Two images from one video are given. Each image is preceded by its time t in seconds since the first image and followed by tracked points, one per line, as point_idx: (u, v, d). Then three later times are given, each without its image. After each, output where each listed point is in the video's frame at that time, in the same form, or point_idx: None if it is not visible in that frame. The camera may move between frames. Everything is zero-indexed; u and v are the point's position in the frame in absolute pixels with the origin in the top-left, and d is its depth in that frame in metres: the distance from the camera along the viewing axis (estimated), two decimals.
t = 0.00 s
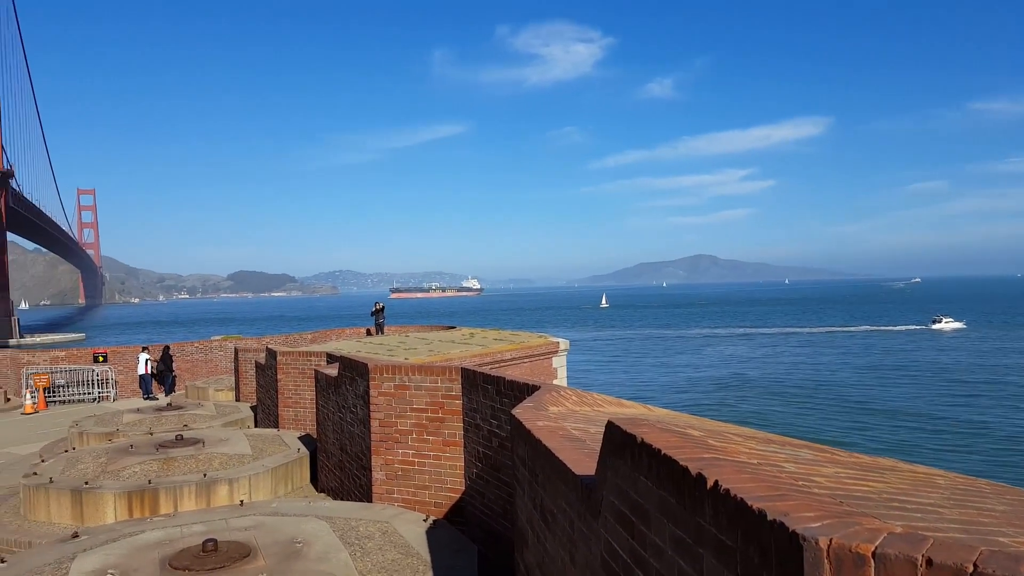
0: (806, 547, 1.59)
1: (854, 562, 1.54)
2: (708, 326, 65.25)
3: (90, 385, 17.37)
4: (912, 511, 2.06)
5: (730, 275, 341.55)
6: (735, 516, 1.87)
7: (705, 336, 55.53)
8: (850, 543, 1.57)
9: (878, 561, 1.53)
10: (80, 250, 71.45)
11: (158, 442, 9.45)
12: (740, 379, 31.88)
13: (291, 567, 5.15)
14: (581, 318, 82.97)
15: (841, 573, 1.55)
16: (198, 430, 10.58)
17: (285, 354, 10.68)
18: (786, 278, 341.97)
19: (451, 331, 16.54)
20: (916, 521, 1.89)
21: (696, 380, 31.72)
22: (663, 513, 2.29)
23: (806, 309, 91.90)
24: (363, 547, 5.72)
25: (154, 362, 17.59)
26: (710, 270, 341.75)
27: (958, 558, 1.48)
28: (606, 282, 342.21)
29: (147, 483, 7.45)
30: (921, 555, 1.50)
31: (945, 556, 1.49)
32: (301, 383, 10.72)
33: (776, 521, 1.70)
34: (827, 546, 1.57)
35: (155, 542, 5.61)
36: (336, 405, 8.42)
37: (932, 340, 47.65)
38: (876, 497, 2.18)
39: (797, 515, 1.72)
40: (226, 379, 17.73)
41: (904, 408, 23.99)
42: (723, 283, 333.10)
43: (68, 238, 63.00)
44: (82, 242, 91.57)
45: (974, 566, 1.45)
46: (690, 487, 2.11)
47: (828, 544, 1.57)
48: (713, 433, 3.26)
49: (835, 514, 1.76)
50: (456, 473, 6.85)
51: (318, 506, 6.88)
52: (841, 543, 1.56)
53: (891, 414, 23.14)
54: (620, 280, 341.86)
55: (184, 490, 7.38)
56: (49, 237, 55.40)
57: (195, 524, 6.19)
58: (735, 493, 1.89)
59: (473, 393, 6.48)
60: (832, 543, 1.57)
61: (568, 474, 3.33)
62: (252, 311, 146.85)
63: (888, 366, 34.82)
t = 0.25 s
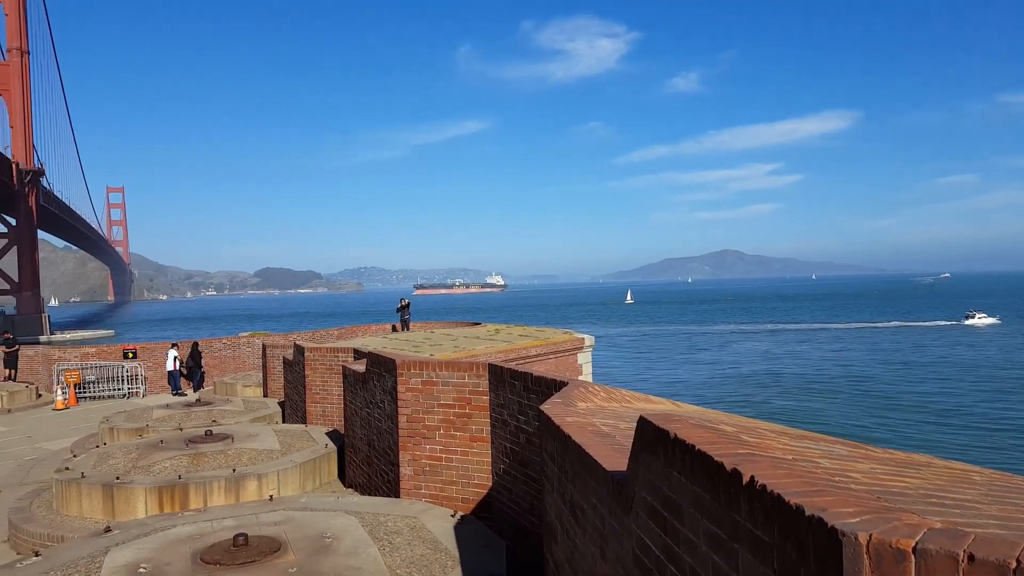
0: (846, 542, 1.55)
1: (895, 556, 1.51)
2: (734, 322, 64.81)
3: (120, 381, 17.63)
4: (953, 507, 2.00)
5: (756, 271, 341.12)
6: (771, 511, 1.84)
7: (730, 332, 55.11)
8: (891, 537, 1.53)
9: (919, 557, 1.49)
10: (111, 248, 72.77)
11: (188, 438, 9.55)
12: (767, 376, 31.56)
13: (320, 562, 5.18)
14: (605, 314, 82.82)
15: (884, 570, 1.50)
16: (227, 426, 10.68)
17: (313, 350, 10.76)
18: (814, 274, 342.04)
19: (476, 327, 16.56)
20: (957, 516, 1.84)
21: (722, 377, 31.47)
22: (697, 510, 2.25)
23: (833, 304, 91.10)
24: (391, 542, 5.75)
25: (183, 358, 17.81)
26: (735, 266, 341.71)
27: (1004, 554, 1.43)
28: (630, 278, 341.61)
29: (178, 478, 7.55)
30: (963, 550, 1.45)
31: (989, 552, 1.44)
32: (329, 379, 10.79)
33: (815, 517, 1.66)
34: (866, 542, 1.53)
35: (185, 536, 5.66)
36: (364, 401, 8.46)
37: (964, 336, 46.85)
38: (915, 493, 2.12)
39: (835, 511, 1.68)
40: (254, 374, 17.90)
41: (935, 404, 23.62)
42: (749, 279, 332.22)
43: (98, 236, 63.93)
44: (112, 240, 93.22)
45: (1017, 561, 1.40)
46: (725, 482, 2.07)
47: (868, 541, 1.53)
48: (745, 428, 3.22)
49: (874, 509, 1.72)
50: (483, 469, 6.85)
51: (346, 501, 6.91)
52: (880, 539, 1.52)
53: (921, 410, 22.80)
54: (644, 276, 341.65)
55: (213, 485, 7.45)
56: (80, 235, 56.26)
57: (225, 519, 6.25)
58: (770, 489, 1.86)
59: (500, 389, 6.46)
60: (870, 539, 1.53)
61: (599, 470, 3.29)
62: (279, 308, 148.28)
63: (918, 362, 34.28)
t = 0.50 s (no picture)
0: (871, 546, 1.54)
1: (920, 562, 1.49)
2: (753, 325, 64.44)
3: (142, 374, 17.81)
4: (980, 514, 1.98)
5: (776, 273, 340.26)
6: (794, 513, 1.82)
7: (749, 335, 54.76)
8: (917, 542, 1.52)
9: (945, 562, 1.47)
10: (134, 243, 73.73)
11: (208, 431, 9.65)
12: (786, 379, 31.30)
13: (338, 556, 5.22)
14: (623, 314, 82.67)
15: (909, 572, 1.49)
16: (247, 420, 10.78)
17: (333, 346, 10.83)
18: (835, 276, 341.86)
19: (494, 326, 16.57)
20: (984, 524, 1.82)
21: (740, 379, 31.26)
22: (718, 511, 2.25)
23: (854, 307, 90.29)
24: (408, 538, 5.77)
25: (204, 352, 17.98)
26: (755, 268, 341.26)
27: None
28: (648, 279, 340.66)
29: (198, 471, 7.64)
30: (990, 557, 1.44)
31: (1016, 560, 1.42)
32: (347, 375, 10.85)
33: (839, 520, 1.65)
34: (892, 546, 1.51)
35: (205, 528, 5.72)
36: (382, 397, 8.50)
37: (987, 341, 46.23)
38: (941, 499, 2.10)
39: (860, 514, 1.66)
40: (273, 370, 18.03)
41: (958, 410, 23.30)
42: (769, 281, 331.02)
43: (120, 230, 64.63)
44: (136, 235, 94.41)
45: None
46: (748, 485, 2.06)
47: (894, 545, 1.51)
48: (767, 431, 3.19)
49: (900, 514, 1.70)
50: (500, 467, 6.85)
51: (364, 497, 6.95)
52: (906, 544, 1.51)
53: (943, 416, 22.50)
54: (662, 277, 340.74)
55: (233, 479, 7.53)
56: (104, 229, 56.89)
57: (245, 512, 6.31)
58: (794, 492, 1.84)
59: (519, 388, 6.46)
60: (896, 544, 1.51)
61: (618, 470, 3.29)
62: (298, 304, 149.38)
63: (940, 368, 33.86)
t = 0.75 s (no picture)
0: (900, 546, 1.52)
1: (951, 562, 1.47)
2: (771, 325, 64.09)
3: (162, 371, 18.00)
4: (1011, 516, 1.94)
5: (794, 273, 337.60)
6: (822, 513, 1.80)
7: (767, 335, 54.45)
8: (947, 543, 1.50)
9: (977, 563, 1.45)
10: (155, 243, 74.58)
11: (229, 429, 9.73)
12: (805, 379, 31.08)
13: (358, 553, 5.24)
14: (640, 313, 82.46)
15: (938, 574, 1.47)
16: (267, 418, 10.87)
17: (352, 345, 10.89)
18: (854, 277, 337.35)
19: (511, 325, 16.59)
20: (1015, 525, 1.80)
21: (759, 379, 31.08)
22: (743, 512, 2.23)
23: (873, 307, 89.55)
24: (427, 536, 5.78)
25: (223, 350, 18.14)
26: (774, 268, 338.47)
27: None
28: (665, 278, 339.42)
29: (219, 468, 7.71)
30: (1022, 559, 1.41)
31: None
32: (366, 373, 10.88)
33: (867, 520, 1.63)
34: (922, 546, 1.49)
35: (227, 525, 5.77)
36: (402, 396, 8.52)
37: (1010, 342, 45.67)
38: (970, 500, 2.07)
39: (889, 515, 1.65)
40: (292, 368, 18.16)
41: (980, 411, 23.04)
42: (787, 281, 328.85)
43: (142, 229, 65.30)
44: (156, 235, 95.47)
45: None
46: (774, 485, 2.04)
47: (924, 545, 1.49)
48: (790, 431, 3.16)
49: (929, 515, 1.68)
50: (518, 466, 6.85)
51: (383, 494, 6.97)
52: (937, 544, 1.49)
53: (965, 417, 22.25)
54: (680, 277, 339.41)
55: (254, 476, 7.59)
56: (125, 228, 57.48)
57: (265, 509, 6.36)
58: (821, 492, 1.83)
59: (537, 387, 6.46)
60: (928, 544, 1.49)
61: (639, 470, 3.27)
62: (316, 302, 150.28)
63: (962, 368, 33.48)
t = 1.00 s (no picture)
0: (923, 546, 1.51)
1: (975, 562, 1.46)
2: (785, 325, 63.80)
3: (179, 371, 18.15)
4: None
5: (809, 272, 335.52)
6: (843, 514, 1.79)
7: (781, 335, 54.17)
8: (969, 542, 1.49)
9: (1001, 564, 1.44)
10: (171, 244, 75.17)
11: (245, 428, 9.79)
12: (820, 380, 30.90)
13: (375, 552, 5.26)
14: (653, 314, 82.31)
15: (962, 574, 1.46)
16: (282, 417, 10.93)
17: (366, 345, 10.94)
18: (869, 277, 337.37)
19: (524, 325, 16.60)
20: None
21: (773, 380, 30.93)
22: (763, 511, 2.22)
23: (888, 307, 88.95)
24: (443, 535, 5.80)
25: (239, 350, 18.25)
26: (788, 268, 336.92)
27: None
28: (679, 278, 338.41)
29: (236, 467, 7.76)
30: None
31: None
32: (380, 373, 10.92)
33: (888, 521, 1.62)
34: (945, 546, 1.48)
35: (245, 524, 5.81)
36: (416, 396, 8.54)
37: None
38: (992, 501, 2.05)
39: (911, 514, 1.63)
40: (307, 367, 18.26)
41: (998, 412, 22.82)
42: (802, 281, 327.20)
43: (157, 230, 65.89)
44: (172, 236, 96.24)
45: None
46: (794, 486, 2.03)
47: (947, 545, 1.48)
48: (808, 431, 3.15)
49: (952, 515, 1.66)
50: (533, 466, 6.85)
51: (399, 494, 7.00)
52: (960, 544, 1.47)
53: (983, 417, 22.05)
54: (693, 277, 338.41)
55: (270, 475, 7.63)
56: (141, 229, 57.94)
57: (283, 507, 6.40)
58: (842, 492, 1.81)
59: (552, 387, 6.45)
60: (951, 544, 1.48)
61: (656, 471, 3.26)
62: (329, 303, 150.88)
63: (980, 369, 33.18)
